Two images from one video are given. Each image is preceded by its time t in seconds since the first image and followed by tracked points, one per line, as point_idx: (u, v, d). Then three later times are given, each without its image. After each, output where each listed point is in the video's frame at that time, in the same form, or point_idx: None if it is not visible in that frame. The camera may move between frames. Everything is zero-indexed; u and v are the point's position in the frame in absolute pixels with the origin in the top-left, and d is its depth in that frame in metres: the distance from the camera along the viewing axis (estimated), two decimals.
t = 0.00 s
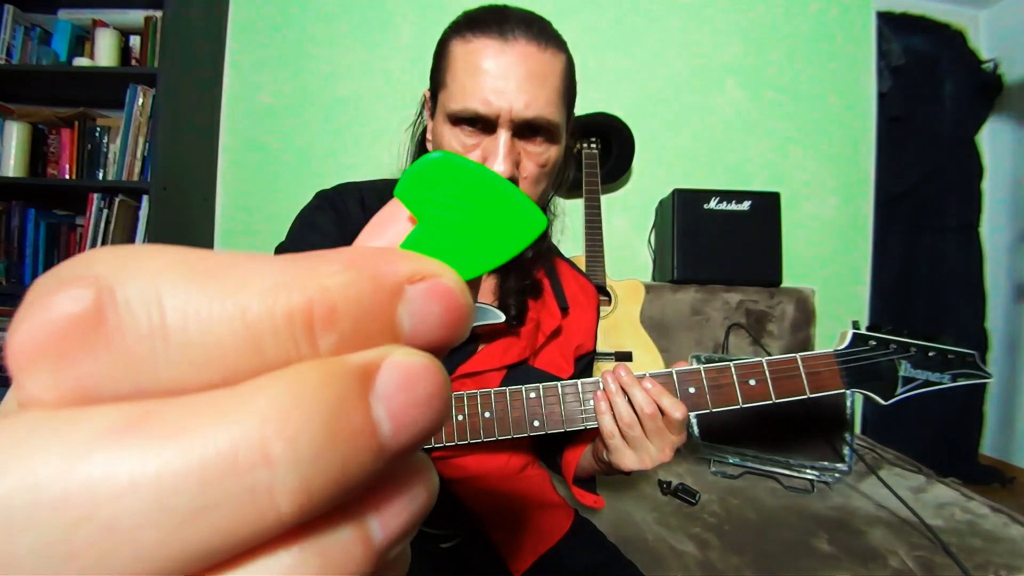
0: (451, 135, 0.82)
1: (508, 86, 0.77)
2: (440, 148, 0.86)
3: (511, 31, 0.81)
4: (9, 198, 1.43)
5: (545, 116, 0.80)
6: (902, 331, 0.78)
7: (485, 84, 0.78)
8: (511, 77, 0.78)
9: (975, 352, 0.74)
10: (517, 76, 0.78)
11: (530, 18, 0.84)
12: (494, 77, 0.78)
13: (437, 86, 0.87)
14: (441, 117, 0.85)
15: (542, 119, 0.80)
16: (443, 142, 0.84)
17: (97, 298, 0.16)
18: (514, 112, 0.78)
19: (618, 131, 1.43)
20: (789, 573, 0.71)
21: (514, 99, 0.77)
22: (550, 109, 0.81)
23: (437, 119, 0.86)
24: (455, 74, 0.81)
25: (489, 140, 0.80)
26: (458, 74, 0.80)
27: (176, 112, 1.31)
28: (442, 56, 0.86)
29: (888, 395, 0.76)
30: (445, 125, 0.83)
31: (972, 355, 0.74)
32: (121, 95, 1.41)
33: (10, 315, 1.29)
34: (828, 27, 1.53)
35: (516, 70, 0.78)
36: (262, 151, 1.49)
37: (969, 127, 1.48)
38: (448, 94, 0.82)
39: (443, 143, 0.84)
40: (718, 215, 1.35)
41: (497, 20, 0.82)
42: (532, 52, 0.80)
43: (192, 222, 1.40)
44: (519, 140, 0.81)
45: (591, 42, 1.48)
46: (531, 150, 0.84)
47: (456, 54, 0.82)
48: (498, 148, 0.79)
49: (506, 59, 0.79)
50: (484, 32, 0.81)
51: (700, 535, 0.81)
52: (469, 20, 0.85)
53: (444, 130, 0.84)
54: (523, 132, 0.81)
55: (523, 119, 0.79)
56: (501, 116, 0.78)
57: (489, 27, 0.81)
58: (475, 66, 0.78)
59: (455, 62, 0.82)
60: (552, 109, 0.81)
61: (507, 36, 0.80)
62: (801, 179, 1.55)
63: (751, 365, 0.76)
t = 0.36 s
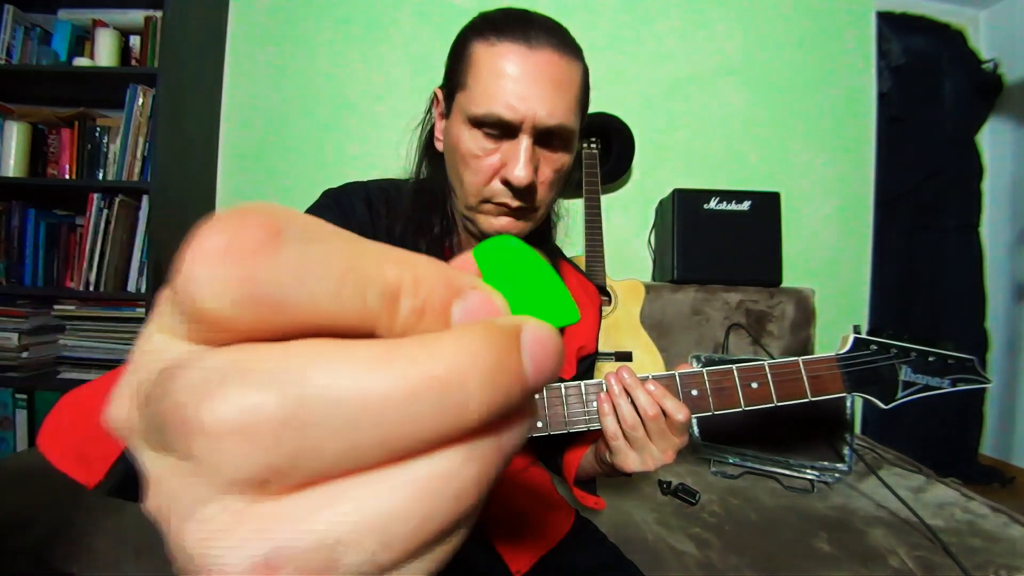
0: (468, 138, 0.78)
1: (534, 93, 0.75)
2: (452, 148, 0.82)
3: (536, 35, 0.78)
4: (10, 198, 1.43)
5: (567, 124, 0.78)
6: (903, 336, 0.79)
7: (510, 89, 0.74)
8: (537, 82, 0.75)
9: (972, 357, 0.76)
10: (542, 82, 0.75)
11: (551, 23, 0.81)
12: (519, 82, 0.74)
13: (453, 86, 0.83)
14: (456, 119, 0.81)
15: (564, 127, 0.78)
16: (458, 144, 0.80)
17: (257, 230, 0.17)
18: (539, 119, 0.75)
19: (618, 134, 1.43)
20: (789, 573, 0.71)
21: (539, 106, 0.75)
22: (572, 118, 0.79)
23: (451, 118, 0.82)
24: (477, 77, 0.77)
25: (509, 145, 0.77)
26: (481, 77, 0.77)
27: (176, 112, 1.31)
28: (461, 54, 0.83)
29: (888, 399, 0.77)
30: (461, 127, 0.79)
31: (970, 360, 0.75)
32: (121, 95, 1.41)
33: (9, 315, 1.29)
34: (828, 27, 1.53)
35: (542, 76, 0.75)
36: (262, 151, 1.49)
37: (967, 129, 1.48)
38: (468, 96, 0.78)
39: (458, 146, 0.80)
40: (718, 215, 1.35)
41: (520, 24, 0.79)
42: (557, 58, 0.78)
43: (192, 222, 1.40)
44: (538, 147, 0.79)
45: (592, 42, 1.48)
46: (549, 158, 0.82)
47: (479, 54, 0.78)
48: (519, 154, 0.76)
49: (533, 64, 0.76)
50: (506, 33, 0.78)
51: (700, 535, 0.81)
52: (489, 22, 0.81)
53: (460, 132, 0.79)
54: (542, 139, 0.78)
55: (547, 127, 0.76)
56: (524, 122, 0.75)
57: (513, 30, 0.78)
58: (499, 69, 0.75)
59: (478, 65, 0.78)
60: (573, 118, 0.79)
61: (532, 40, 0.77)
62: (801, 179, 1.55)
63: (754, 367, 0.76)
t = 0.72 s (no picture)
0: (544, 157, 0.66)
1: (619, 119, 0.66)
2: (514, 162, 0.68)
3: (616, 52, 0.69)
4: (10, 198, 1.43)
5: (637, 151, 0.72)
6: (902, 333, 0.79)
7: (602, 113, 0.64)
8: (624, 108, 0.66)
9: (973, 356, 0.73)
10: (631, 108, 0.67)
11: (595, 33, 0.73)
12: (611, 105, 0.65)
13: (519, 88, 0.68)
14: (526, 129, 0.67)
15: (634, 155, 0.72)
16: (529, 159, 0.67)
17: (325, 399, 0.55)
18: (623, 149, 0.67)
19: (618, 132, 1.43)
20: (789, 573, 0.71)
21: (627, 134, 0.67)
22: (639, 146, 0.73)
23: (514, 126, 0.69)
24: (560, 89, 0.65)
25: (588, 168, 0.67)
26: (564, 91, 0.65)
27: (175, 112, 1.31)
28: (528, 55, 0.69)
29: (886, 396, 0.76)
30: (535, 141, 0.66)
31: (970, 358, 0.73)
32: (122, 95, 1.41)
33: (9, 315, 1.29)
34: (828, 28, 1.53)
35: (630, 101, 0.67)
36: (262, 151, 1.49)
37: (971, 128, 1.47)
38: (549, 109, 0.65)
39: (525, 160, 0.67)
40: (718, 215, 1.35)
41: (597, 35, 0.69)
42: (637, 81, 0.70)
43: (192, 222, 1.40)
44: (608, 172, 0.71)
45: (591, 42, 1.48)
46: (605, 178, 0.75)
47: (558, 63, 0.66)
48: (599, 181, 0.67)
49: (620, 85, 0.66)
50: (581, 42, 0.68)
51: (700, 535, 0.81)
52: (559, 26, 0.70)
53: (532, 147, 0.66)
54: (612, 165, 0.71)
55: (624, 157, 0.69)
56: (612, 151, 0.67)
57: (589, 40, 0.68)
58: (589, 86, 0.64)
59: (562, 76, 0.66)
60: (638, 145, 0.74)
61: (614, 58, 0.68)
62: (800, 179, 1.55)
63: (753, 366, 0.76)
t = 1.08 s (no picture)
0: (505, 151, 0.65)
1: (579, 102, 0.63)
2: (478, 160, 0.68)
3: (571, 34, 0.66)
4: (10, 198, 1.43)
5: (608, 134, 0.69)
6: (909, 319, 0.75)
7: (558, 98, 0.62)
8: (585, 89, 0.64)
9: (987, 339, 0.70)
10: (591, 88, 0.64)
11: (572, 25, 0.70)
12: (567, 90, 0.63)
13: (474, 85, 0.67)
14: (485, 125, 0.67)
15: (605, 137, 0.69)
16: (492, 155, 0.66)
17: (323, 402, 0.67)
18: (589, 132, 0.65)
19: (618, 132, 1.42)
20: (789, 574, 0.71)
21: (591, 116, 0.64)
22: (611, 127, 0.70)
23: (474, 124, 0.68)
24: (513, 80, 0.64)
25: (553, 157, 0.66)
26: (517, 81, 0.64)
27: (175, 112, 1.31)
28: (480, 49, 0.69)
29: (894, 384, 0.72)
30: (495, 136, 0.65)
31: (985, 342, 0.70)
32: (122, 95, 1.41)
33: (9, 315, 1.30)
34: (828, 27, 1.53)
35: (589, 82, 0.64)
36: (262, 151, 1.49)
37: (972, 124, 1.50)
38: (504, 101, 0.64)
39: (488, 156, 0.66)
40: (718, 215, 1.35)
41: (551, 21, 0.67)
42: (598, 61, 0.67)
43: (192, 223, 1.40)
44: (580, 159, 0.69)
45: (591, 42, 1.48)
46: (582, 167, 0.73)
47: (508, 53, 0.65)
48: (567, 169, 0.66)
49: (576, 66, 0.64)
50: (533, 29, 0.66)
51: (700, 535, 0.81)
52: (511, 15, 0.69)
53: (493, 142, 0.66)
54: (583, 151, 0.68)
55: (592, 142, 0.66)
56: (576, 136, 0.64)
57: (539, 27, 0.66)
58: (543, 73, 0.63)
59: (513, 66, 0.64)
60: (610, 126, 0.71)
61: (569, 40, 0.65)
62: (800, 179, 1.55)
63: (750, 356, 0.74)
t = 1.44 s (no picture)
0: (463, 154, 0.65)
1: (531, 96, 0.61)
2: (441, 165, 0.68)
3: (519, 26, 0.64)
4: (10, 198, 1.43)
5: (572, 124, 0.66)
6: (908, 303, 0.73)
7: (507, 96, 0.61)
8: (536, 83, 0.62)
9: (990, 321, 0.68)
10: (542, 80, 0.62)
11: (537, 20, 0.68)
12: (514, 85, 0.61)
13: (429, 91, 0.68)
14: (442, 130, 0.67)
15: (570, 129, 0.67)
16: (452, 160, 0.66)
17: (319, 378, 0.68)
18: (546, 125, 0.62)
19: (618, 132, 1.41)
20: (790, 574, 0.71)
21: (546, 108, 0.62)
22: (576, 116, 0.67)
23: (432, 130, 0.69)
24: (461, 82, 0.64)
25: (513, 155, 0.65)
26: (465, 83, 0.63)
27: (175, 113, 1.31)
28: (431, 53, 0.68)
29: (894, 370, 0.71)
30: (452, 141, 0.66)
31: (987, 325, 0.68)
32: (122, 95, 1.41)
33: (9, 315, 1.30)
34: (828, 27, 1.53)
35: (540, 74, 0.62)
36: (262, 151, 1.49)
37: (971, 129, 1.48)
38: (456, 105, 0.64)
39: (449, 161, 0.67)
40: (718, 215, 1.35)
41: (497, 16, 0.66)
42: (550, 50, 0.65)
43: (192, 223, 1.40)
44: (546, 154, 0.67)
45: (591, 42, 1.48)
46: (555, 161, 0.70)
47: (456, 54, 0.65)
48: (528, 167, 0.64)
49: (524, 60, 0.62)
50: (480, 26, 0.65)
51: (700, 535, 0.81)
52: (459, 14, 0.68)
53: (450, 147, 0.66)
54: (548, 145, 0.66)
55: (553, 134, 0.64)
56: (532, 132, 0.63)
57: (488, 22, 0.65)
58: (488, 72, 0.62)
59: (460, 67, 0.64)
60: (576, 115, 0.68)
61: (517, 32, 0.63)
62: (800, 179, 1.54)
63: (745, 345, 0.72)
